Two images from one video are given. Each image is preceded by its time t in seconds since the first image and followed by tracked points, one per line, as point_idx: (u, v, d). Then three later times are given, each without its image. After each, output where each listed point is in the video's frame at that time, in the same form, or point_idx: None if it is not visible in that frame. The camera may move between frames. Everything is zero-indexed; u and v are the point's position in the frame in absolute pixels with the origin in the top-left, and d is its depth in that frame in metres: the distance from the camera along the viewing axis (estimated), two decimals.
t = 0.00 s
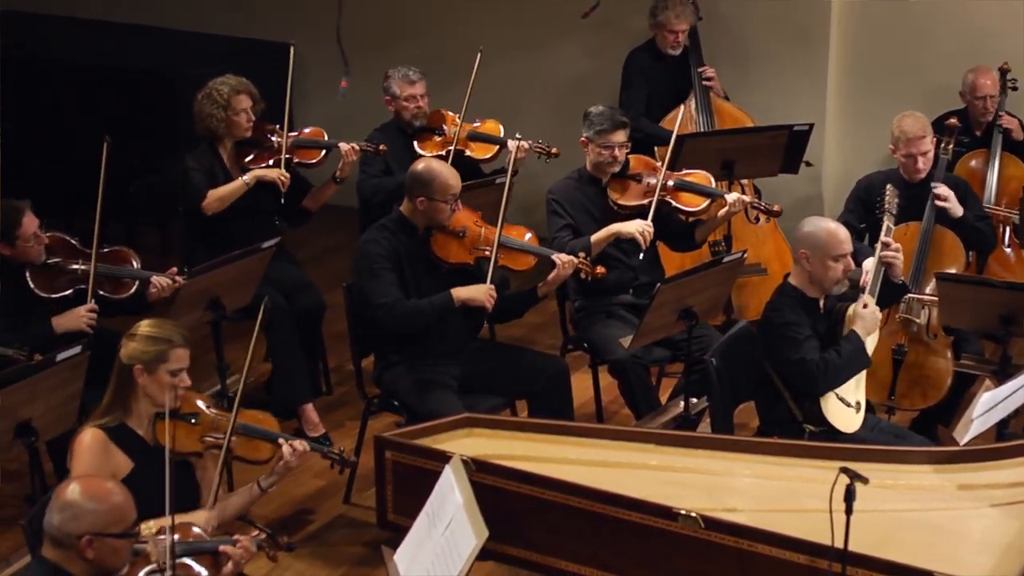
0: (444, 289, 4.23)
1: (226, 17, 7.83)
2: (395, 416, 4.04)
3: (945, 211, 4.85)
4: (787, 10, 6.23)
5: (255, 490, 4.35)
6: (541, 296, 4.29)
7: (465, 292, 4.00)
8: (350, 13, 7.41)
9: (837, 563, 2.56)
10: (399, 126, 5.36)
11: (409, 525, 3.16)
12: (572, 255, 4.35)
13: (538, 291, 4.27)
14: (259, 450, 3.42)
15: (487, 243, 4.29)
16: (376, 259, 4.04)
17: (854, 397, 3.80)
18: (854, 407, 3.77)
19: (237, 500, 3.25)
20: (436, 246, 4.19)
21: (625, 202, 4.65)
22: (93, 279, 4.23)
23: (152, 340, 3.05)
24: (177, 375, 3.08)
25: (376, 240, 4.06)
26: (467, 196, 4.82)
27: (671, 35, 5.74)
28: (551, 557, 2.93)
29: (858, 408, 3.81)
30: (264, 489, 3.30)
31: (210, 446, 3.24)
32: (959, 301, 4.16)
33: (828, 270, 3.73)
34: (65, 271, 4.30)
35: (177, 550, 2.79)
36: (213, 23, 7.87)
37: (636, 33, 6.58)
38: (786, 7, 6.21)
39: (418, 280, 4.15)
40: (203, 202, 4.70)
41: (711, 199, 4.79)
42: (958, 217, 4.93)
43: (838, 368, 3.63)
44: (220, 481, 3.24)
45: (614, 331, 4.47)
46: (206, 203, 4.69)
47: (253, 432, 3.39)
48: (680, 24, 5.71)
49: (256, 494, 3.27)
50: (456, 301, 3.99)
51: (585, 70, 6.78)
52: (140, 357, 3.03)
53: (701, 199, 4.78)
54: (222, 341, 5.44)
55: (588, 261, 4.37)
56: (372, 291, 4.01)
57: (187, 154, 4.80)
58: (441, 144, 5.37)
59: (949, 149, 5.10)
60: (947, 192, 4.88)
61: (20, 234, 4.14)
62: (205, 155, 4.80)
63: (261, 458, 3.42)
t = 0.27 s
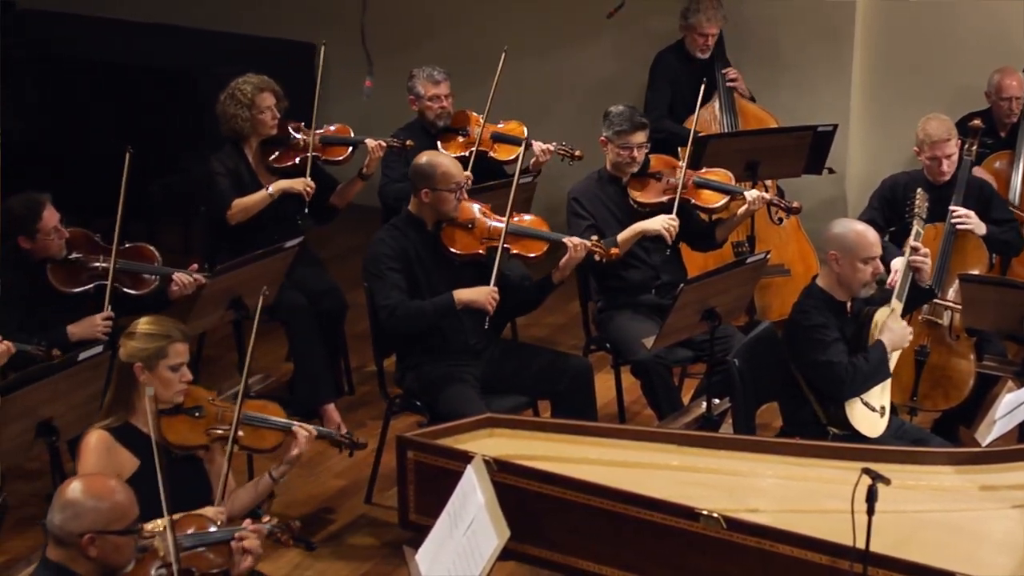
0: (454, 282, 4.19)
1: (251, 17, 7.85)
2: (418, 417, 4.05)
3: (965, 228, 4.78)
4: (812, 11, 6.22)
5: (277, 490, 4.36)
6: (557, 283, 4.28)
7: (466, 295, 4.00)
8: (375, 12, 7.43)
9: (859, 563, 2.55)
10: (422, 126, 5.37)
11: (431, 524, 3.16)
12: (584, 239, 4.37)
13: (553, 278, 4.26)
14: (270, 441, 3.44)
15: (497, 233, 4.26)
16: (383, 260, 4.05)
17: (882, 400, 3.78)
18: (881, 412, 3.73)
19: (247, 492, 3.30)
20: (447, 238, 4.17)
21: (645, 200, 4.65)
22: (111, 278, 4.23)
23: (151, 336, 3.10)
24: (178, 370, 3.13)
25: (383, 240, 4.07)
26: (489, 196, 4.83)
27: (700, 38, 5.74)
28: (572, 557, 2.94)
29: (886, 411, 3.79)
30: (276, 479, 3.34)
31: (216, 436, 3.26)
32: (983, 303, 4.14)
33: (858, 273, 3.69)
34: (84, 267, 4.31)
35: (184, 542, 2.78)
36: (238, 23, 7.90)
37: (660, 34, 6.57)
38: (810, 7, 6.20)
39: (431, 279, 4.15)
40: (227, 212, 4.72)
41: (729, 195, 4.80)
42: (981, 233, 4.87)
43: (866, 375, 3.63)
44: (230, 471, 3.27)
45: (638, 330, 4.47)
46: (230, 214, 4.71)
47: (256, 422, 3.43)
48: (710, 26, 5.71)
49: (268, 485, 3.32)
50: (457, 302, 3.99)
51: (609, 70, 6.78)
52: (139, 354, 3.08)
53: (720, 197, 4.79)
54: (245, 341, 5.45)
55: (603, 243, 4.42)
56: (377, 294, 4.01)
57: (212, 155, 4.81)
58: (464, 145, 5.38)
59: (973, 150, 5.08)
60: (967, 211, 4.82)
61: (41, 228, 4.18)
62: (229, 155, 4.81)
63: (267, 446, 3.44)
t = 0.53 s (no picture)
0: (475, 278, 4.19)
1: (273, 14, 7.87)
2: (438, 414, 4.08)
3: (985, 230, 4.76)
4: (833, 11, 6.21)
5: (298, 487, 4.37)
6: (577, 276, 4.29)
7: (495, 283, 4.00)
8: (396, 10, 7.44)
9: (878, 565, 2.56)
10: (444, 125, 5.38)
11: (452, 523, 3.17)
12: (603, 231, 4.39)
13: (573, 271, 4.27)
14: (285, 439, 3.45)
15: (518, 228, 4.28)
16: (407, 258, 4.05)
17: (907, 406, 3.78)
18: (905, 417, 3.75)
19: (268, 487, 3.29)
20: (468, 233, 4.19)
21: (667, 200, 4.67)
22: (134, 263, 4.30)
23: (159, 337, 3.07)
24: (188, 369, 3.09)
25: (405, 238, 4.08)
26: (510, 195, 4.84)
27: (718, 38, 5.73)
28: (592, 557, 2.94)
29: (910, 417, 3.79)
30: (300, 475, 3.32)
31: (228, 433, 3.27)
32: (1004, 304, 4.14)
33: (885, 280, 3.69)
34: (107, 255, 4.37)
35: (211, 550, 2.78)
36: (259, 20, 7.92)
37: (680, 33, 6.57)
38: (831, 7, 6.19)
39: (453, 276, 4.15)
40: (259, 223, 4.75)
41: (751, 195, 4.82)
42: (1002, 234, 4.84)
43: (890, 385, 3.60)
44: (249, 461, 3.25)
45: (658, 330, 4.48)
46: (261, 223, 4.74)
47: (271, 420, 3.48)
48: (727, 26, 5.71)
49: (296, 479, 3.31)
50: (488, 292, 3.99)
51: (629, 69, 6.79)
52: (147, 356, 3.05)
53: (743, 198, 4.81)
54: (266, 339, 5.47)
55: (620, 234, 4.41)
56: (405, 292, 4.02)
57: (234, 156, 4.83)
58: (485, 145, 5.39)
59: (995, 151, 5.08)
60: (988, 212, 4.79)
61: (64, 214, 4.20)
62: (251, 153, 4.83)
63: (282, 444, 3.51)
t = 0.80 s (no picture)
0: (497, 277, 4.20)
1: (292, 13, 7.88)
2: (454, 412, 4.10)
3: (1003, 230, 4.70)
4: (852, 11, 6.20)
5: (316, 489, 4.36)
6: (597, 278, 4.29)
7: (521, 283, 4.01)
8: (416, 9, 7.44)
9: (898, 567, 2.55)
10: (462, 123, 5.38)
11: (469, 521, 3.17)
12: (625, 233, 4.38)
13: (594, 272, 4.27)
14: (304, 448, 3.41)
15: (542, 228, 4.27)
16: (433, 254, 4.05)
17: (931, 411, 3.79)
18: (927, 422, 3.74)
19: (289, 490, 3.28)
20: (490, 234, 4.17)
21: (689, 201, 4.66)
22: (158, 254, 4.32)
23: (179, 343, 3.06)
24: (208, 375, 3.09)
25: (430, 235, 4.07)
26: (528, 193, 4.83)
27: (743, 38, 5.75)
28: (609, 556, 2.94)
29: (933, 422, 3.80)
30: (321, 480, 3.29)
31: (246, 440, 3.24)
32: None
33: (921, 287, 3.65)
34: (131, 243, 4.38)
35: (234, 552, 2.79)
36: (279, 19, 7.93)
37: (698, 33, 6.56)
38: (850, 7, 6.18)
39: (475, 273, 4.15)
40: (275, 216, 4.75)
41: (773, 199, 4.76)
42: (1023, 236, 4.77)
43: (922, 387, 3.61)
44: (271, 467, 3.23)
45: (676, 330, 4.47)
46: (278, 215, 4.73)
47: (293, 426, 3.46)
48: (754, 28, 5.71)
49: (317, 484, 3.29)
50: (513, 292, 4.00)
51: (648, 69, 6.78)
52: (167, 364, 3.04)
53: (764, 200, 4.76)
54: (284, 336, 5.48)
55: (642, 238, 4.42)
56: (430, 287, 4.02)
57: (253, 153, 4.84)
58: (504, 144, 5.38)
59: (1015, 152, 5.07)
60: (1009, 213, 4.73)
61: (88, 199, 4.18)
62: (271, 150, 4.84)
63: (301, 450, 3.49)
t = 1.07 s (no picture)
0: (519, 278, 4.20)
1: (312, 12, 7.89)
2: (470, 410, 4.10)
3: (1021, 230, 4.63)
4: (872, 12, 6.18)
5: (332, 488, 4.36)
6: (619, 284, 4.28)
7: (546, 270, 4.02)
8: (435, 9, 7.44)
9: (913, 567, 2.54)
10: (480, 122, 5.38)
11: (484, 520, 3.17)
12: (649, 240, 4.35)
13: (616, 279, 4.26)
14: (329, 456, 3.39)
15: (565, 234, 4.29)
16: (454, 251, 4.06)
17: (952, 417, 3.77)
18: (948, 428, 3.74)
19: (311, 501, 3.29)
20: (513, 238, 4.21)
21: (707, 202, 4.64)
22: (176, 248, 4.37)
23: (207, 359, 3.04)
24: (234, 392, 3.08)
25: (452, 232, 4.09)
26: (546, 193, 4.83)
27: (760, 39, 5.73)
28: (624, 555, 2.94)
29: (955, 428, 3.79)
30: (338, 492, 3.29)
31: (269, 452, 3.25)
32: None
33: (956, 305, 3.62)
34: (151, 236, 4.41)
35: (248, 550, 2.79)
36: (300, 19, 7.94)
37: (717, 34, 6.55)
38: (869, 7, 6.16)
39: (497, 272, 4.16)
40: (296, 197, 4.76)
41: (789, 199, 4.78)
42: None
43: (948, 398, 3.60)
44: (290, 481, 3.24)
45: (693, 331, 4.46)
46: (298, 197, 4.75)
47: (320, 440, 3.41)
48: (769, 28, 5.69)
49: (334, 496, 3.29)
50: (539, 278, 4.01)
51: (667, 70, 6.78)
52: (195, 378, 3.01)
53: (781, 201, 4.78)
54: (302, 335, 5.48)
55: (666, 245, 4.39)
56: (453, 279, 4.02)
57: (274, 150, 4.85)
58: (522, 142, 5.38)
59: None
60: None
61: (111, 188, 4.19)
62: (290, 149, 4.84)
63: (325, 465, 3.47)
